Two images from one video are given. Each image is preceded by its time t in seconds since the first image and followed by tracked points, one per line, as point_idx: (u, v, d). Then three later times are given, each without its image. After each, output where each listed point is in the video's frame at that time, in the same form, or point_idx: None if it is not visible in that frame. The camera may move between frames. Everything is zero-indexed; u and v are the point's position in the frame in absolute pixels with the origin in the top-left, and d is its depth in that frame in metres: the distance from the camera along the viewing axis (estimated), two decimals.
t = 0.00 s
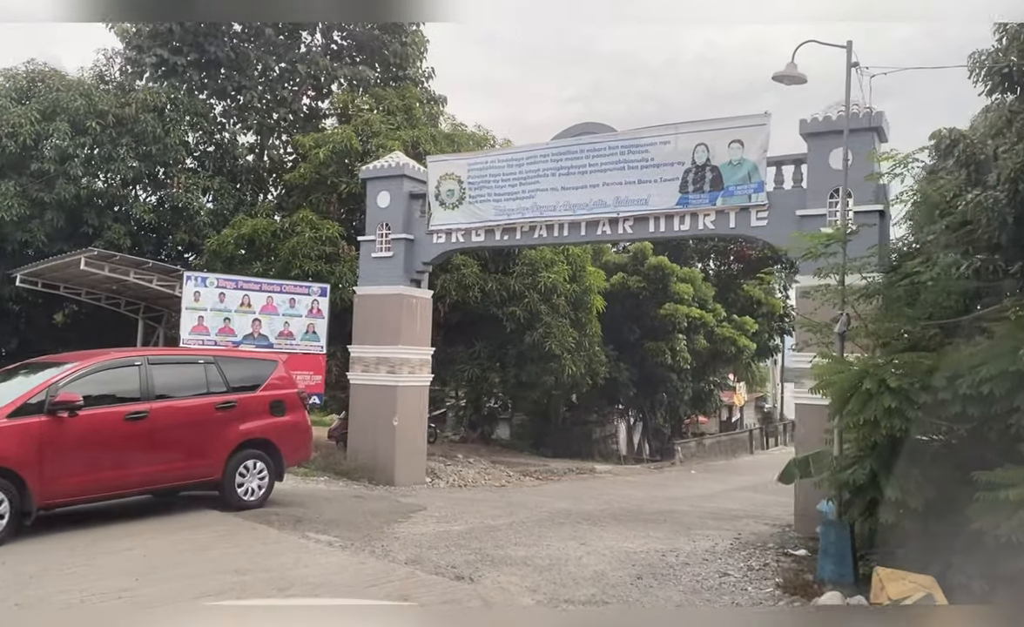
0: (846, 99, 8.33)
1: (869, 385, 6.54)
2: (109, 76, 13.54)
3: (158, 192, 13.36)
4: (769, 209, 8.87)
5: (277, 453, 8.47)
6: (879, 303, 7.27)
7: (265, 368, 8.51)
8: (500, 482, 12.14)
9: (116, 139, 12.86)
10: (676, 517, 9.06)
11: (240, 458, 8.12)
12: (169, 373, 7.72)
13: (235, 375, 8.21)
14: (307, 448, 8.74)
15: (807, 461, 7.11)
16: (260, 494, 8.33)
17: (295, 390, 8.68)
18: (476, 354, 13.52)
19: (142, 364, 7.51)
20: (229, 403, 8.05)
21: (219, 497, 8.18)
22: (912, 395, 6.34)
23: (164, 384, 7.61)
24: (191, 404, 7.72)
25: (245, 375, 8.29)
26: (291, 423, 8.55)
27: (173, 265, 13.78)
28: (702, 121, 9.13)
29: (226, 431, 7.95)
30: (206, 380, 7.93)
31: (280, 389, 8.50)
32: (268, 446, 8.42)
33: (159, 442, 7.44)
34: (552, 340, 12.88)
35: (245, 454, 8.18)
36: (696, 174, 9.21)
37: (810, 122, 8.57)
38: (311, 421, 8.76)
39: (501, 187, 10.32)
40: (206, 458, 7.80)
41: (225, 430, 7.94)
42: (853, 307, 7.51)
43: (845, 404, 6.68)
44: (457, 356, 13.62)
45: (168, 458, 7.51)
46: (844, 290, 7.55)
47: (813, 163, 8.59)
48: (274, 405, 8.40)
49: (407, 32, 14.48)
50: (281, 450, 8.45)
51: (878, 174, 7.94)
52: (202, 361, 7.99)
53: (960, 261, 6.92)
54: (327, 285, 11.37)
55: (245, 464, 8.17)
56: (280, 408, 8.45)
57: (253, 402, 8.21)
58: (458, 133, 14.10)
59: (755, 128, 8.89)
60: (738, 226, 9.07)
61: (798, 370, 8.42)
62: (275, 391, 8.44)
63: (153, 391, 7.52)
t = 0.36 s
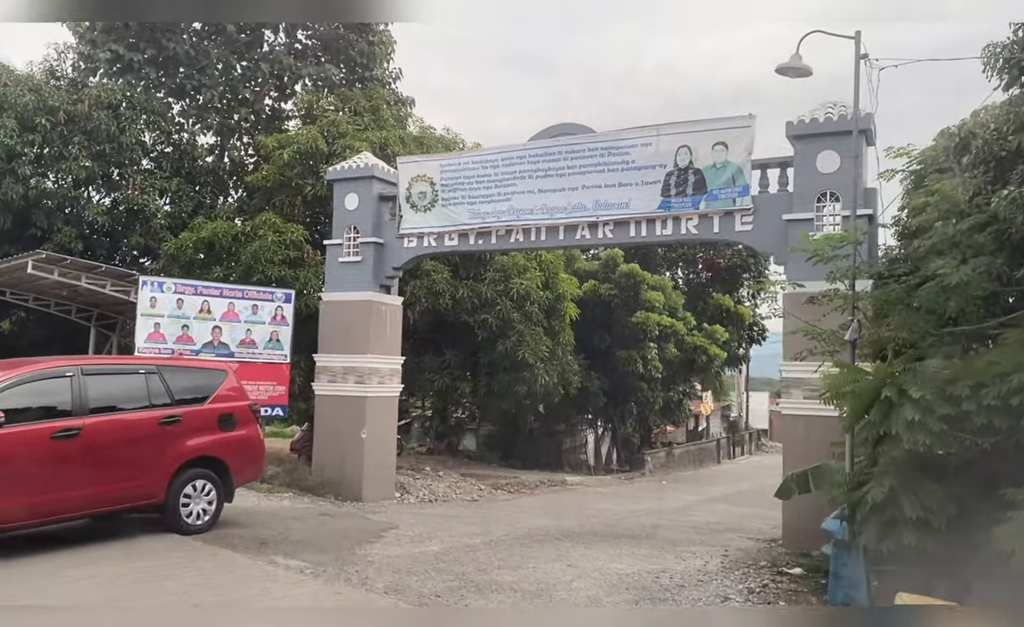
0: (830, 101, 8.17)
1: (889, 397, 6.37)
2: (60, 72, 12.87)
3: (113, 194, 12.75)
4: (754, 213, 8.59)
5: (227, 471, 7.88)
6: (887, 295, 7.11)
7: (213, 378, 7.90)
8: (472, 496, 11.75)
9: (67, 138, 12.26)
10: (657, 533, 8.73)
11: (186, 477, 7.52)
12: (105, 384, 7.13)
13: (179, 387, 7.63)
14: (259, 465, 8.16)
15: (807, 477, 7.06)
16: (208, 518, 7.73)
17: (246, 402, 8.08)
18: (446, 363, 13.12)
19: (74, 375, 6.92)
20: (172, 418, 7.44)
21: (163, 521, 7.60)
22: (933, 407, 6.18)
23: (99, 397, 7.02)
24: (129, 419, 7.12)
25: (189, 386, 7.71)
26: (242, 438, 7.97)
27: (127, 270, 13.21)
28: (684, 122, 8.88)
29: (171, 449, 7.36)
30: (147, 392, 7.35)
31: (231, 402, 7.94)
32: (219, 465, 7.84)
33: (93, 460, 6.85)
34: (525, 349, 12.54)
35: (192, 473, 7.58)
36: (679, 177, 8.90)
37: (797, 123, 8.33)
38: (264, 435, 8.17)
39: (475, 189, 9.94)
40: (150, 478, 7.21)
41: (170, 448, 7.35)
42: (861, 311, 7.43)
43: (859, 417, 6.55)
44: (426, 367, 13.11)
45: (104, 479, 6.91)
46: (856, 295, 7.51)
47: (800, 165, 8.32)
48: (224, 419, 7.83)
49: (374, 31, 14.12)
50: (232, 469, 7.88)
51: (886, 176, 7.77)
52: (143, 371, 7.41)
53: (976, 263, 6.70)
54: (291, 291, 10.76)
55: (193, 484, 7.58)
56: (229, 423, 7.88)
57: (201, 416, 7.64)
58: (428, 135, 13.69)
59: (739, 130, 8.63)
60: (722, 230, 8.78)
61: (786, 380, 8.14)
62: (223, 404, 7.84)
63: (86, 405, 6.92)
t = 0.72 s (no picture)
0: (814, 106, 7.99)
1: (906, 403, 6.79)
2: (8, 66, 12.35)
3: (64, 196, 12.21)
4: (739, 219, 8.29)
5: (175, 490, 7.93)
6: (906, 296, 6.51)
7: (161, 391, 7.84)
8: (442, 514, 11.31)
9: (15, 137, 11.90)
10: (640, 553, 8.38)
11: (129, 500, 7.67)
12: (43, 397, 7.31)
13: (122, 400, 7.64)
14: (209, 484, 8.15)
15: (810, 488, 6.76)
16: (153, 543, 7.92)
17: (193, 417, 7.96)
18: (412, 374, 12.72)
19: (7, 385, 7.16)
20: (115, 434, 7.54)
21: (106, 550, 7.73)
22: (964, 420, 6.59)
23: (30, 411, 7.18)
24: (64, 436, 7.28)
25: (135, 399, 7.72)
26: (190, 456, 8.00)
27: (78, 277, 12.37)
28: (666, 126, 8.63)
29: (112, 472, 7.46)
30: (85, 405, 7.44)
31: (178, 417, 7.92)
32: (165, 487, 7.90)
33: (20, 481, 7.12)
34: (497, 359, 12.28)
35: (137, 496, 7.75)
36: (661, 182, 8.61)
37: (784, 127, 8.06)
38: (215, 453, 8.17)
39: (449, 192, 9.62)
40: (88, 501, 7.42)
41: (110, 470, 7.45)
42: (877, 321, 7.52)
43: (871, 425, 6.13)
44: (393, 378, 12.71)
45: (38, 503, 7.23)
46: (869, 303, 7.54)
47: (787, 170, 8.05)
48: (170, 435, 7.83)
49: (340, 32, 13.69)
50: (180, 489, 7.93)
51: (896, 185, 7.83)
52: (82, 383, 7.50)
53: (1013, 262, 7.24)
54: (253, 300, 10.26)
55: (138, 505, 7.75)
56: (176, 440, 7.87)
57: (143, 435, 7.70)
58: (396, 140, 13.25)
59: (723, 133, 8.40)
60: (706, 237, 8.46)
61: (773, 392, 7.92)
62: (169, 420, 7.84)
63: (16, 420, 7.10)
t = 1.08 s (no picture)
0: (806, 107, 7.65)
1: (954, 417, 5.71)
2: None
3: (10, 197, 11.54)
4: (727, 224, 7.95)
5: (115, 511, 6.55)
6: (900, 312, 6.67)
7: (100, 400, 6.57)
8: (411, 533, 10.80)
9: None
10: (624, 576, 7.94)
11: (61, 524, 6.25)
12: None
13: (56, 411, 6.33)
14: (155, 504, 6.84)
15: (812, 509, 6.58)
16: (88, 571, 6.50)
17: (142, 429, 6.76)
18: (378, 383, 12.25)
19: None
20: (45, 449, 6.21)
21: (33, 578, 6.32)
22: (1011, 435, 5.54)
23: None
24: None
25: (70, 411, 6.38)
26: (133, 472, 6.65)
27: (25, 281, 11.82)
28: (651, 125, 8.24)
29: (40, 490, 6.11)
30: (9, 420, 6.08)
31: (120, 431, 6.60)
32: (107, 509, 6.54)
33: None
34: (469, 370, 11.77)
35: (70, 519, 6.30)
36: (646, 184, 8.24)
37: (775, 127, 7.72)
38: (161, 469, 6.84)
39: (423, 194, 9.16)
40: (10, 527, 5.98)
41: (35, 489, 6.10)
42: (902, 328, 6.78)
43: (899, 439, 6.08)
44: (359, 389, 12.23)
45: None
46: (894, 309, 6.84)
47: (778, 174, 7.71)
48: (110, 451, 6.49)
49: (305, 29, 13.16)
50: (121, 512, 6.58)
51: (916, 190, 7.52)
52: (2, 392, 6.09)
53: None
54: (213, 307, 9.62)
55: (69, 532, 6.32)
56: (117, 455, 6.54)
57: (80, 448, 6.35)
58: (363, 142, 12.74)
59: (712, 134, 8.03)
60: (693, 242, 8.11)
61: (764, 404, 7.51)
62: (108, 433, 6.51)
63: None
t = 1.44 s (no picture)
0: (799, 106, 7.41)
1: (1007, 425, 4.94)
2: None
3: None
4: (717, 226, 7.66)
5: (37, 535, 5.89)
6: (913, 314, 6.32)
7: (23, 410, 5.97)
8: (381, 548, 10.35)
9: None
10: (608, 594, 7.58)
11: None
12: None
13: None
14: (81, 534, 6.18)
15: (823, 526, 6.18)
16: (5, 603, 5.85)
17: (72, 446, 6.17)
18: (345, 393, 11.77)
19: None
20: None
21: None
22: None
23: None
24: None
25: None
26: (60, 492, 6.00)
27: None
28: (638, 124, 7.94)
29: None
30: None
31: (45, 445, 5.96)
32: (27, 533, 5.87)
33: None
34: (441, 379, 11.35)
35: None
36: (633, 184, 7.92)
37: (767, 127, 7.46)
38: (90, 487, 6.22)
39: (397, 193, 8.74)
40: None
41: None
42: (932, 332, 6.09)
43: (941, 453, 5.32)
44: (326, 398, 11.74)
45: None
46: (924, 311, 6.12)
47: (770, 175, 7.45)
48: (33, 467, 5.83)
49: (271, 25, 12.69)
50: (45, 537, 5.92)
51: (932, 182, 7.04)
52: None
53: None
54: (173, 310, 9.10)
55: None
56: (40, 472, 5.88)
57: None
58: (332, 142, 12.28)
59: (701, 133, 7.74)
60: (681, 245, 7.81)
61: (757, 414, 7.22)
62: (32, 448, 5.87)
63: None
